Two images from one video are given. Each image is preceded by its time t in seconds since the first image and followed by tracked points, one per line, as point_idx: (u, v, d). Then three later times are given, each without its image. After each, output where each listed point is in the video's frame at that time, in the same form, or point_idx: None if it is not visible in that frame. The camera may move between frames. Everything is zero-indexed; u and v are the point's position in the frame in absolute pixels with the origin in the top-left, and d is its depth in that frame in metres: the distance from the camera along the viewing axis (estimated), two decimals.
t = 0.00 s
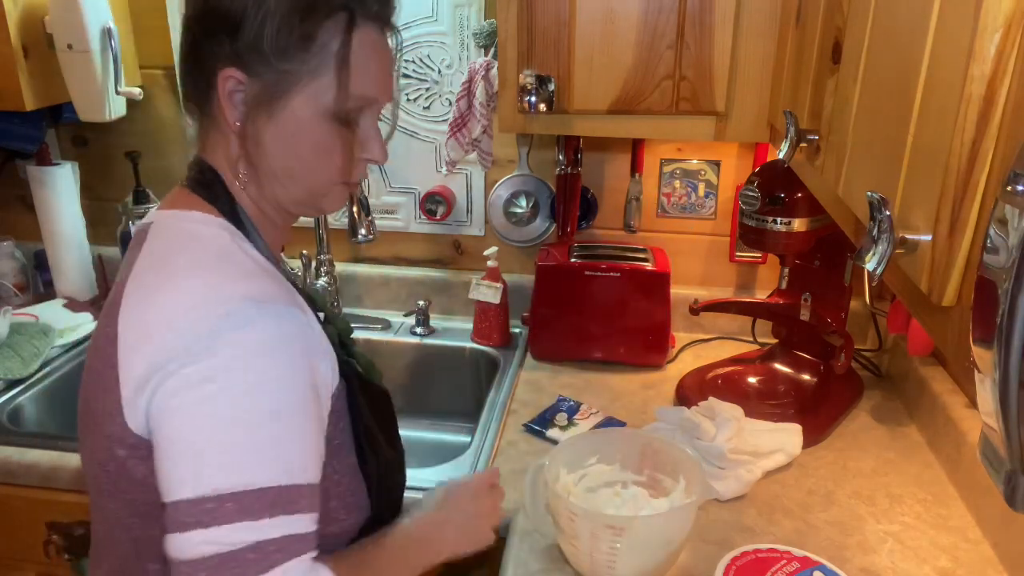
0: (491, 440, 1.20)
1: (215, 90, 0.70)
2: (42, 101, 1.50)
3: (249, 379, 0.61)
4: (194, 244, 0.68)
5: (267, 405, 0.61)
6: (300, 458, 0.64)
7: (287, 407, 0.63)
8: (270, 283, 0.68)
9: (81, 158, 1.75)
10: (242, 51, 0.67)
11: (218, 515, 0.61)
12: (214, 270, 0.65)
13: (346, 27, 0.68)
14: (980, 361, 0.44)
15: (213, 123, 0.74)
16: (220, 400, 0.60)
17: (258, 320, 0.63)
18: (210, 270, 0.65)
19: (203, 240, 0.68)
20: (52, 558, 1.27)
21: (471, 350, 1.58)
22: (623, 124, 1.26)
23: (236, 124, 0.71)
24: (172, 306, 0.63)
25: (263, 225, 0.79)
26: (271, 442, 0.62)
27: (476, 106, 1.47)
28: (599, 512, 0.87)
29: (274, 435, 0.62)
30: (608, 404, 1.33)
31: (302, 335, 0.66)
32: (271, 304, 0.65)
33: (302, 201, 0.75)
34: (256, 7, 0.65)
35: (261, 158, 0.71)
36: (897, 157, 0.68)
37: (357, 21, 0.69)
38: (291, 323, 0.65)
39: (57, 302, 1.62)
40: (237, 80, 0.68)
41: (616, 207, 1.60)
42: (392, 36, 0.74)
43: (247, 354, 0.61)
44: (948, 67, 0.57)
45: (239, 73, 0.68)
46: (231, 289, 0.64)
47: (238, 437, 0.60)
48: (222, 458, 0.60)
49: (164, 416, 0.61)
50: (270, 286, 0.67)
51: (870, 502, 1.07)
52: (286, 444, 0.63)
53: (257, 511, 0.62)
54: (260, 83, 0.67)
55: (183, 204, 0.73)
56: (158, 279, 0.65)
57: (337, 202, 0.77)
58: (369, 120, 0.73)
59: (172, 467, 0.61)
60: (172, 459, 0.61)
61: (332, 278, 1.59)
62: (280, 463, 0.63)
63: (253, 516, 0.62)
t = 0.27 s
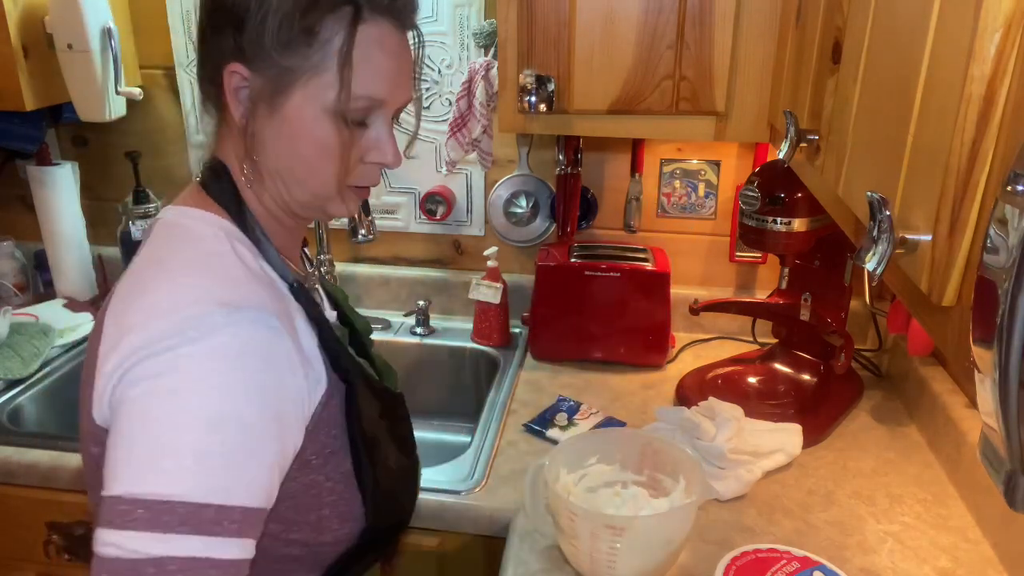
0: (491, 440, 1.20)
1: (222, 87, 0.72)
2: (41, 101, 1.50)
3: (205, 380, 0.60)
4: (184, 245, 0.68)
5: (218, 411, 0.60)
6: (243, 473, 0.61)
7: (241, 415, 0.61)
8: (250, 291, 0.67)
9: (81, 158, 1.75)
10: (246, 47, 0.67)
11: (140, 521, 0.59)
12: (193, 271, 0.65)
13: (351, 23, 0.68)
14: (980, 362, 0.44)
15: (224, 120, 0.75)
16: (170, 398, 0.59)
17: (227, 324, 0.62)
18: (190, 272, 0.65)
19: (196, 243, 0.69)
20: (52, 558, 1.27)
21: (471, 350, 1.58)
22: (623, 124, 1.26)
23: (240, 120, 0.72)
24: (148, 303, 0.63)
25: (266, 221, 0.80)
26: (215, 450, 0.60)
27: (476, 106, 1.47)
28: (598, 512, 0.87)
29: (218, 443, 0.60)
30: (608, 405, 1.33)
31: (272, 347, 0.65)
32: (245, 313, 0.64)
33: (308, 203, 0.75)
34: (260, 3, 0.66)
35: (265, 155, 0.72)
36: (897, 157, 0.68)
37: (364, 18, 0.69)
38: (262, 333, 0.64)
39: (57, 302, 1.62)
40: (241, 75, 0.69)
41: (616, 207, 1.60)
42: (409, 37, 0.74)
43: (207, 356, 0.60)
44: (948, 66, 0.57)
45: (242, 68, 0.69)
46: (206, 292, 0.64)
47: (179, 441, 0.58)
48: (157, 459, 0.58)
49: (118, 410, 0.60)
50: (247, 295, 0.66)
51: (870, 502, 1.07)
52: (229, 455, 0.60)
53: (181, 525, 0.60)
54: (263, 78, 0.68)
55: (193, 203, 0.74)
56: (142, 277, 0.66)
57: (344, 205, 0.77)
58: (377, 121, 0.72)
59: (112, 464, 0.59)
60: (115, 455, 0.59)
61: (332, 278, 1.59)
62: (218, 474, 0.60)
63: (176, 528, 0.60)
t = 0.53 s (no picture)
0: (491, 440, 1.20)
1: (215, 88, 0.70)
2: (42, 101, 1.50)
3: (176, 413, 0.59)
4: (136, 272, 0.66)
5: (202, 438, 0.59)
6: (248, 488, 0.62)
7: (225, 437, 0.61)
8: (206, 307, 0.66)
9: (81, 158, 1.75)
10: (249, 46, 0.67)
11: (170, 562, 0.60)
12: (147, 298, 0.64)
13: (357, 22, 0.69)
14: (980, 362, 0.44)
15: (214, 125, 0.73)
16: (153, 438, 0.58)
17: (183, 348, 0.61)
18: (140, 299, 0.63)
19: (149, 265, 0.67)
20: (53, 558, 1.27)
21: (471, 349, 1.58)
22: (623, 124, 1.26)
23: (237, 121, 0.71)
24: (104, 344, 0.62)
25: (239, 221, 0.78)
26: (213, 475, 0.60)
27: (476, 106, 1.47)
28: (598, 512, 0.87)
29: (214, 468, 0.60)
30: (608, 405, 1.33)
31: (233, 362, 0.63)
32: (201, 334, 0.62)
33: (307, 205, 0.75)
34: None
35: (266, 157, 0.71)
36: (897, 158, 0.68)
37: (368, 15, 0.70)
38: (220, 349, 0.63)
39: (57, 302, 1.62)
40: (240, 74, 0.68)
41: (616, 207, 1.60)
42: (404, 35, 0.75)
43: (173, 386, 0.59)
44: (948, 64, 0.57)
45: (241, 66, 0.68)
46: (159, 317, 0.62)
47: (177, 476, 0.58)
48: (168, 500, 0.59)
49: (107, 460, 0.60)
50: (203, 311, 0.65)
51: (870, 503, 1.07)
52: (229, 475, 0.61)
53: (217, 551, 0.61)
54: (266, 76, 0.67)
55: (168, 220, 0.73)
56: (94, 316, 0.64)
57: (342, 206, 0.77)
58: (378, 119, 0.73)
59: (126, 514, 0.60)
60: (122, 504, 0.60)
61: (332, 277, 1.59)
62: (226, 496, 0.61)
63: (209, 556, 0.61)
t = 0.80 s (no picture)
0: (491, 440, 1.20)
1: (235, 94, 0.67)
2: (42, 101, 1.50)
3: (112, 444, 0.59)
4: (89, 286, 0.66)
5: (138, 470, 0.60)
6: (185, 518, 0.63)
7: (162, 469, 0.61)
8: (155, 327, 0.65)
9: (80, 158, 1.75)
10: (280, 52, 0.65)
11: None
12: (94, 317, 0.63)
13: (378, 27, 0.70)
14: (980, 361, 0.44)
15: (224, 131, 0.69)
16: (87, 467, 0.59)
17: (123, 376, 0.60)
18: (86, 317, 0.63)
19: (103, 279, 0.66)
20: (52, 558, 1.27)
21: (471, 349, 1.58)
22: (624, 124, 1.26)
23: (262, 129, 0.68)
24: (47, 363, 0.62)
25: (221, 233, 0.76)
26: (147, 506, 0.61)
27: (476, 106, 1.47)
28: (598, 513, 0.88)
29: (149, 500, 0.61)
30: (608, 405, 1.33)
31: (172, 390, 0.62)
32: (137, 361, 0.62)
33: (319, 210, 0.75)
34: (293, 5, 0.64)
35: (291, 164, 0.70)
36: (897, 157, 0.68)
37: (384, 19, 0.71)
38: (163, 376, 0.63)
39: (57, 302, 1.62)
40: (268, 81, 0.66)
41: (616, 207, 1.60)
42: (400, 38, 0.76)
43: (111, 416, 0.59)
44: (949, 64, 0.57)
45: (271, 74, 0.66)
46: (102, 340, 0.62)
47: (113, 505, 0.59)
48: (101, 529, 0.59)
49: (46, 481, 0.60)
50: (150, 332, 0.64)
51: (870, 503, 1.07)
52: (164, 507, 0.61)
53: None
54: (298, 83, 0.67)
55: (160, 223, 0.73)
56: (44, 330, 0.64)
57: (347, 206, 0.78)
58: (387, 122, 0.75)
59: (61, 535, 0.61)
60: (58, 527, 0.61)
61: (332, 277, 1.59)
62: (162, 527, 0.62)
63: None
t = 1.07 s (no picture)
0: (491, 440, 1.19)
1: (225, 97, 0.67)
2: (41, 101, 1.50)
3: (77, 457, 0.59)
4: (71, 294, 0.66)
5: (101, 482, 0.60)
6: (151, 530, 0.63)
7: (125, 482, 0.61)
8: (128, 338, 0.65)
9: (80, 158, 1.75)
10: (268, 54, 0.65)
11: None
12: (70, 327, 0.63)
13: (367, 28, 0.70)
14: (980, 361, 0.44)
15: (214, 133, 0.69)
16: (53, 479, 0.59)
17: (90, 389, 0.60)
18: (61, 328, 0.63)
19: (85, 286, 0.67)
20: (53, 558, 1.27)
21: (471, 349, 1.58)
22: (623, 124, 1.26)
23: (252, 131, 0.68)
24: (27, 371, 0.63)
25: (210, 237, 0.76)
26: (112, 518, 0.61)
27: (476, 106, 1.47)
28: (598, 512, 0.88)
29: (112, 513, 0.61)
30: (608, 404, 1.33)
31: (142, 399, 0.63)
32: (108, 369, 0.62)
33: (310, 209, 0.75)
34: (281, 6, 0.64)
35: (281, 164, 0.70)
36: (898, 157, 0.68)
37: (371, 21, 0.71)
38: (132, 389, 0.62)
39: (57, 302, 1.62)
40: (258, 83, 0.66)
41: (616, 207, 1.60)
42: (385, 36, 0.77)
43: (76, 429, 0.59)
44: (948, 64, 0.57)
45: (260, 75, 0.66)
46: (75, 351, 0.62)
47: (80, 517, 0.60)
48: (68, 538, 0.60)
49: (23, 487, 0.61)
50: (123, 343, 0.64)
51: (870, 503, 1.07)
52: (129, 519, 0.62)
53: None
54: (288, 84, 0.67)
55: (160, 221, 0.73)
56: (29, 337, 0.65)
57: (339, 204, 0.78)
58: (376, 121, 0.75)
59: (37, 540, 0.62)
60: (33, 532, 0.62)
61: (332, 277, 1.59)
62: (127, 540, 0.62)
63: None
